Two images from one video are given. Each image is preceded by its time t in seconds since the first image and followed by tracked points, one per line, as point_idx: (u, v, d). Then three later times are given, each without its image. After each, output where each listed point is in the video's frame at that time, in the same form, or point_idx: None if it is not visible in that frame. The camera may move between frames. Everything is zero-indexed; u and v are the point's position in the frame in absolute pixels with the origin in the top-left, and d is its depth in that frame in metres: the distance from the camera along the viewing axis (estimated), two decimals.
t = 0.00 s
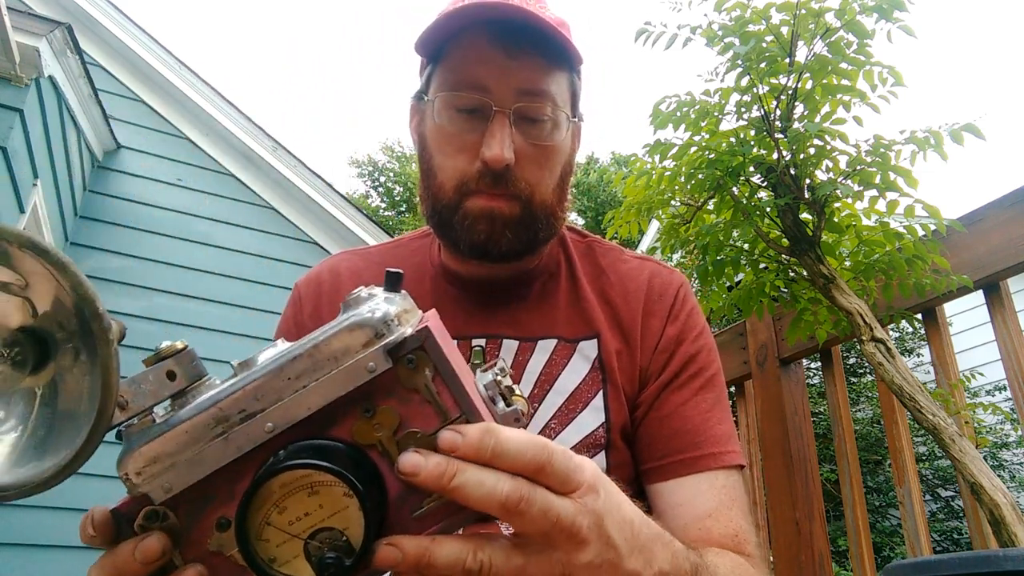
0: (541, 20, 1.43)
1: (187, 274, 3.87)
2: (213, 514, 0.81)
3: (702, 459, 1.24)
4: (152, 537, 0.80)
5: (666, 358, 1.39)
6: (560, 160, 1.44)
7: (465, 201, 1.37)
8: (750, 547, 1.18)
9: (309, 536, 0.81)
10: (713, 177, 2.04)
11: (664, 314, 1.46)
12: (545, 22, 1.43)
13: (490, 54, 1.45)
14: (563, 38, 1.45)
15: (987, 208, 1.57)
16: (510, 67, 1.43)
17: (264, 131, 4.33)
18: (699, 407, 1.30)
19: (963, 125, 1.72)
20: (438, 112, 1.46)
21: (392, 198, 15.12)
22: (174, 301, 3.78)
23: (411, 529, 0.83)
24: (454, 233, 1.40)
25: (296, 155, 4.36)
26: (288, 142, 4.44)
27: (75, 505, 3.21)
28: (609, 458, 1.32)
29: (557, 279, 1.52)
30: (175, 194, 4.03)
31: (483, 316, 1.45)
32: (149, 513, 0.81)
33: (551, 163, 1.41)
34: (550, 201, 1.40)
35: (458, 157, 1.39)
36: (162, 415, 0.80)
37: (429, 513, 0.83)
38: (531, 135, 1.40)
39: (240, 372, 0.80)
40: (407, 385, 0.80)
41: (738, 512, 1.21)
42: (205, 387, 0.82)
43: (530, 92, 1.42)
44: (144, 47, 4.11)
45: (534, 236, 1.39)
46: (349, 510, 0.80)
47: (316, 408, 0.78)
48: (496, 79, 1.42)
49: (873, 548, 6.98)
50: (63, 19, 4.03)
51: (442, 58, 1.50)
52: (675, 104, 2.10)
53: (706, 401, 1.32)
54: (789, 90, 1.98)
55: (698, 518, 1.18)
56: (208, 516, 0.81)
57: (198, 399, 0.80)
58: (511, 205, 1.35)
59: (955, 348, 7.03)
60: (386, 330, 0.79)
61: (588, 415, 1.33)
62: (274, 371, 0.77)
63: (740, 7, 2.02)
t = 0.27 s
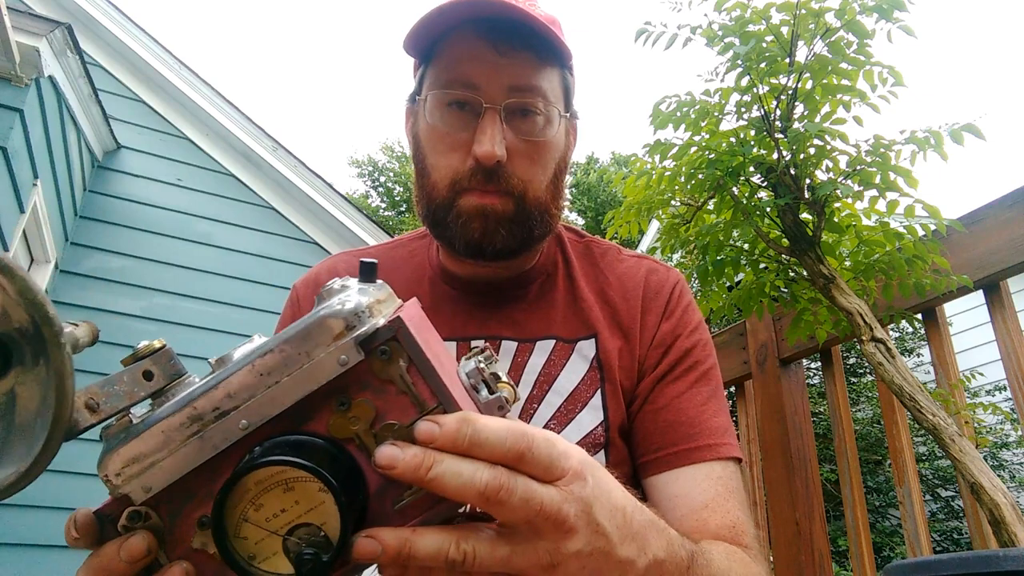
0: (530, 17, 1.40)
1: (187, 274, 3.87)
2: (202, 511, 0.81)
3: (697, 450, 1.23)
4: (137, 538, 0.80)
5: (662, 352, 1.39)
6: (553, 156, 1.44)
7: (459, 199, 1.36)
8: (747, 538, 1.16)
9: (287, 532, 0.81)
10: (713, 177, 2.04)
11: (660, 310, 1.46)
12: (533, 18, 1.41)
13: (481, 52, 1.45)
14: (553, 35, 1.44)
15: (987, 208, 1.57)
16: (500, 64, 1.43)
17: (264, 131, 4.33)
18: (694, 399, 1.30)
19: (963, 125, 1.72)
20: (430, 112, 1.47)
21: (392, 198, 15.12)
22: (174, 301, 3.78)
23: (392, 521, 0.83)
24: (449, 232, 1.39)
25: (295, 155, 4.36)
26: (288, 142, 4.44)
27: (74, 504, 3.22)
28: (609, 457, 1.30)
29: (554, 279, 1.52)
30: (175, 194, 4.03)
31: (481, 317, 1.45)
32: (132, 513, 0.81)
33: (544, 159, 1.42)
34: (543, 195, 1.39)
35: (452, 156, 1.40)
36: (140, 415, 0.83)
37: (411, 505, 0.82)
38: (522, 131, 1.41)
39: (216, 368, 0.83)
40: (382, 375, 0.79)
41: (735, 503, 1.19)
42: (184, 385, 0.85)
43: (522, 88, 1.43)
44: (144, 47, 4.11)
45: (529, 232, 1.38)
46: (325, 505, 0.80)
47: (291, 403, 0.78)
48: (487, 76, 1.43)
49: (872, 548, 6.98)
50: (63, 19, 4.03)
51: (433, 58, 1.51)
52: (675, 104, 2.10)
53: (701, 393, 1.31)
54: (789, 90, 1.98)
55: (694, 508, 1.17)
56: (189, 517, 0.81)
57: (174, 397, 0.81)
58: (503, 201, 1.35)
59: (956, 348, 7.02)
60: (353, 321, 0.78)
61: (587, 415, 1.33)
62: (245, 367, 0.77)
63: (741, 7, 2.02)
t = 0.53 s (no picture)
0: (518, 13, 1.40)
1: (187, 274, 3.87)
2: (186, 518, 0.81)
3: (687, 426, 1.15)
4: (138, 526, 0.83)
5: (653, 340, 1.35)
6: (545, 153, 1.44)
7: (452, 200, 1.36)
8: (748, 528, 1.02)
9: (235, 565, 0.76)
10: (713, 176, 2.04)
11: (653, 301, 1.43)
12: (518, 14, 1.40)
13: (468, 50, 1.45)
14: (538, 30, 1.43)
15: (987, 208, 1.58)
16: (488, 62, 1.43)
17: (264, 131, 4.32)
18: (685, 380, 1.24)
19: (963, 125, 1.72)
20: (421, 112, 1.46)
21: (392, 198, 15.13)
22: (174, 301, 3.78)
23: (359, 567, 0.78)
24: (443, 233, 1.39)
25: (295, 155, 4.36)
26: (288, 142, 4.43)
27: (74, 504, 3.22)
28: (607, 454, 1.27)
29: (550, 278, 1.49)
30: (175, 194, 4.03)
31: (476, 318, 1.44)
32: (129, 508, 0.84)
33: (535, 157, 1.41)
34: (535, 194, 1.39)
35: (444, 156, 1.40)
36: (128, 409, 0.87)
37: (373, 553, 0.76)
38: (513, 128, 1.41)
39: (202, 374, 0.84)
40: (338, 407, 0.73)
41: (735, 487, 1.07)
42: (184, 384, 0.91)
43: (511, 85, 1.43)
44: (144, 47, 4.11)
45: (522, 232, 1.38)
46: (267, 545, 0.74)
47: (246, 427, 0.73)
48: (475, 74, 1.43)
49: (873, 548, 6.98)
50: (63, 19, 4.03)
51: (421, 59, 1.51)
52: (675, 104, 2.10)
53: (693, 375, 1.25)
54: (789, 90, 1.98)
55: (691, 487, 1.05)
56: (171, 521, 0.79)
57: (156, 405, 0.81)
58: (495, 200, 1.35)
59: (956, 348, 7.02)
60: (303, 342, 0.72)
61: (584, 414, 1.30)
62: (209, 383, 0.75)
63: (741, 7, 2.01)
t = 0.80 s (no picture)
0: (499, 5, 1.40)
1: (187, 274, 3.87)
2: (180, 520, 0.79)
3: (682, 420, 1.13)
4: None
5: (652, 334, 1.33)
6: (538, 146, 1.43)
7: (445, 200, 1.36)
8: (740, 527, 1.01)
9: None
10: (713, 176, 2.04)
11: (651, 296, 1.41)
12: (500, 6, 1.40)
13: (455, 45, 1.44)
14: (521, 19, 1.42)
15: (987, 208, 1.58)
16: (475, 55, 1.42)
17: (263, 131, 4.32)
18: (682, 374, 1.22)
19: (963, 125, 1.72)
20: (410, 110, 1.47)
21: (392, 198, 15.15)
22: (174, 301, 3.78)
23: None
24: (438, 232, 1.39)
25: (295, 155, 4.36)
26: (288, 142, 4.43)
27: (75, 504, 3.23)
28: (604, 452, 1.26)
29: (548, 275, 1.49)
30: (174, 194, 4.03)
31: (473, 315, 1.44)
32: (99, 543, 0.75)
33: (527, 150, 1.41)
34: (528, 188, 1.39)
35: (436, 154, 1.40)
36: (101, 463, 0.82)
37: None
38: (503, 121, 1.40)
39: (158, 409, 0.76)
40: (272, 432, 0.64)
41: (730, 485, 1.06)
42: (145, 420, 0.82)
43: (499, 78, 1.42)
44: (144, 47, 4.11)
45: (518, 229, 1.38)
46: None
47: (191, 460, 0.66)
48: (462, 68, 1.42)
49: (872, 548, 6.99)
50: (63, 19, 4.03)
51: (410, 57, 1.51)
52: (675, 104, 2.10)
53: (691, 369, 1.23)
54: (789, 90, 1.98)
55: (684, 484, 1.03)
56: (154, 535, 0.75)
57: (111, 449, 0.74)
58: (489, 200, 1.35)
59: (956, 348, 7.03)
60: (223, 365, 0.64)
61: (581, 411, 1.30)
62: (150, 421, 0.68)
63: (740, 7, 2.02)
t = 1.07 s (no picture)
0: None
1: (187, 273, 3.87)
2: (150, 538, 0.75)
3: (685, 430, 1.13)
4: None
5: (655, 333, 1.32)
6: (541, 142, 1.41)
7: (445, 196, 1.35)
8: (735, 541, 1.02)
9: None
10: (713, 177, 2.04)
11: (655, 291, 1.39)
12: None
13: (457, 38, 1.43)
14: (522, 11, 1.40)
15: (987, 208, 1.58)
16: (478, 49, 1.41)
17: (263, 130, 4.32)
18: (688, 377, 1.21)
19: (963, 125, 1.72)
20: (412, 105, 1.46)
21: (392, 198, 15.15)
22: (174, 301, 3.78)
23: None
24: (438, 230, 1.39)
25: (295, 154, 4.35)
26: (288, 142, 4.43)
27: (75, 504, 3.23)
28: (606, 451, 1.26)
29: (549, 269, 1.48)
30: (174, 194, 4.03)
31: (474, 311, 1.44)
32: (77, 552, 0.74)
33: (530, 146, 1.39)
34: (530, 184, 1.37)
35: (437, 150, 1.39)
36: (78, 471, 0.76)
37: None
38: (506, 118, 1.39)
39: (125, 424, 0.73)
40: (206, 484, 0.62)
41: (727, 497, 1.07)
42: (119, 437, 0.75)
43: (502, 72, 1.41)
44: (144, 47, 4.11)
45: (519, 226, 1.37)
46: None
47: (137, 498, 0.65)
48: (465, 63, 1.41)
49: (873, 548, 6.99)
50: (63, 19, 4.03)
51: (411, 50, 1.50)
52: (675, 104, 2.10)
53: (695, 373, 1.22)
54: (789, 90, 1.98)
55: (679, 498, 1.04)
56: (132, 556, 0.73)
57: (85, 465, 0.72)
58: (490, 195, 1.34)
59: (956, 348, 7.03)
60: (155, 411, 0.63)
61: (582, 409, 1.30)
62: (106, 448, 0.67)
63: (740, 7, 2.02)
